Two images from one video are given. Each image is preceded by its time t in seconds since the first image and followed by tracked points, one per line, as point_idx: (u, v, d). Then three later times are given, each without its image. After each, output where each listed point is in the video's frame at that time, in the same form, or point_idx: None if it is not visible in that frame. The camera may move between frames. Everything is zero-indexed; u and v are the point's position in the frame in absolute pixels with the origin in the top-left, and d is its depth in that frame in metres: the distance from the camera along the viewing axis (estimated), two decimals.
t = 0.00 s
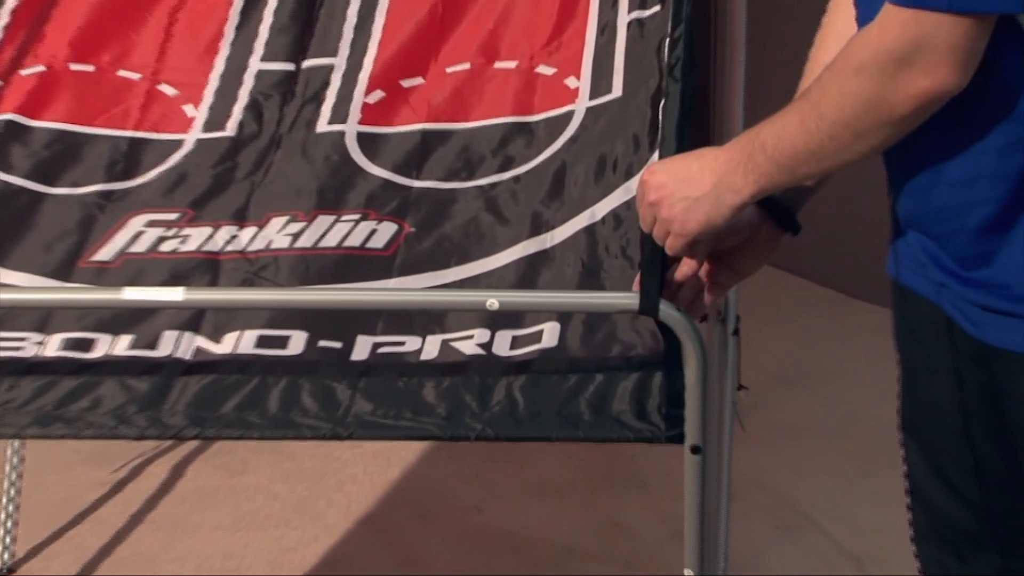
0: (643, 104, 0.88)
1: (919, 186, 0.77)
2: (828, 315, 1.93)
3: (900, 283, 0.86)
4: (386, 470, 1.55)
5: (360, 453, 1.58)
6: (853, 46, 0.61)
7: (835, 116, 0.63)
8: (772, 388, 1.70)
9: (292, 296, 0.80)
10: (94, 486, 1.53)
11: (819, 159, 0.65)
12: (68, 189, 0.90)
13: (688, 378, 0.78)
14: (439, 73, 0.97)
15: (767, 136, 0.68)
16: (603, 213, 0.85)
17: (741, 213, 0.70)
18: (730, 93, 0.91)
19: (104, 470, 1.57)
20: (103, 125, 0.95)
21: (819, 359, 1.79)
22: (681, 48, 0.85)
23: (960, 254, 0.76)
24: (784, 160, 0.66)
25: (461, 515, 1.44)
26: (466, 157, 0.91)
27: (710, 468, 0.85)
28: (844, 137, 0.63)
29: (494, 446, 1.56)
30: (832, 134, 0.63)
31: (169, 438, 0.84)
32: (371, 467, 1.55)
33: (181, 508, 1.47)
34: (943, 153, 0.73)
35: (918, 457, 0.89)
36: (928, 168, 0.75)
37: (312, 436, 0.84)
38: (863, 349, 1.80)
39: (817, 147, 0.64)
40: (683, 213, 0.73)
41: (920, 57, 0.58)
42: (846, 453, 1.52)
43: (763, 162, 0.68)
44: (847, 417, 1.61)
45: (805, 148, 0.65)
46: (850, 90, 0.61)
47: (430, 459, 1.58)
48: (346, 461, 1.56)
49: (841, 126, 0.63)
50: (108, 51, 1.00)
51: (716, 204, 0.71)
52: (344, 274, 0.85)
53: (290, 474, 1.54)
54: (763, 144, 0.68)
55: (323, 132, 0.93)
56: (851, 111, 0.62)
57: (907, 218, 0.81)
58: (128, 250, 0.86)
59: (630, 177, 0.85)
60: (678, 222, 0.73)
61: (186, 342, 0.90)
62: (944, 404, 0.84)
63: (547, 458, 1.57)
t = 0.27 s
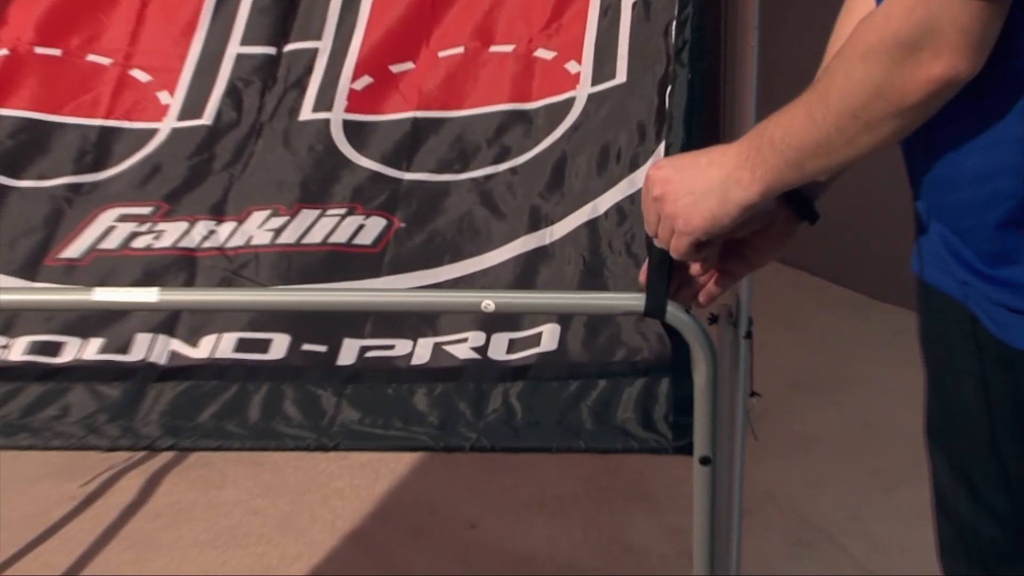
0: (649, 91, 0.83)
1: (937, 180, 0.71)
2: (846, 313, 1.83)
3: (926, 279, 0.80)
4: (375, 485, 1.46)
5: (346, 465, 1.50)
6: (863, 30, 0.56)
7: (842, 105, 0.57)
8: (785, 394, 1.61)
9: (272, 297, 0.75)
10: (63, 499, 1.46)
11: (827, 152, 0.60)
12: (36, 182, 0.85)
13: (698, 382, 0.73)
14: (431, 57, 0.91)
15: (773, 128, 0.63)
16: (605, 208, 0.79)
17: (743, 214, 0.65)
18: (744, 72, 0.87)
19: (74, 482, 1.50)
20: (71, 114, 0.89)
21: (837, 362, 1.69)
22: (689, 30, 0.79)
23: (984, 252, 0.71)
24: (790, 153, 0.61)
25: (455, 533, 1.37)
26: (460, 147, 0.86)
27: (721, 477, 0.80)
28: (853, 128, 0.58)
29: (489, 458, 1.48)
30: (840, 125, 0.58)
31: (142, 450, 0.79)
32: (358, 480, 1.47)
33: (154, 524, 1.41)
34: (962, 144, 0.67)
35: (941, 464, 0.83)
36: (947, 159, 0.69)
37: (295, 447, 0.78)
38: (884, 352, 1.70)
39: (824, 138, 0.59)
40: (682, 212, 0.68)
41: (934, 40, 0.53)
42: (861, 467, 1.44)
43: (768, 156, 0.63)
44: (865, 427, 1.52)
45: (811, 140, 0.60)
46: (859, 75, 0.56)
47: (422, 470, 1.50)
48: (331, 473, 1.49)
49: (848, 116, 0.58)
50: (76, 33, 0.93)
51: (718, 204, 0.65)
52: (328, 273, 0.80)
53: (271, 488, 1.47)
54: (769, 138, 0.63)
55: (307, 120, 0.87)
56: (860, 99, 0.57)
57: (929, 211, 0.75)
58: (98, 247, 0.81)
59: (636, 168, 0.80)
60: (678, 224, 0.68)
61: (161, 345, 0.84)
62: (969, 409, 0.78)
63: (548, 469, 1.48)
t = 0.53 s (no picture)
0: (654, 78, 0.78)
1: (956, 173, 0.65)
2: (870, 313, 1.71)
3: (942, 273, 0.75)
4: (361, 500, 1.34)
5: (331, 475, 1.39)
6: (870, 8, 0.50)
7: (845, 89, 0.52)
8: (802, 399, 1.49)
9: (251, 296, 0.70)
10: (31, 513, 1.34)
11: (829, 140, 0.54)
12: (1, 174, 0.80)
13: (706, 390, 0.68)
14: (423, 41, 0.86)
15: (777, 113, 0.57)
16: (608, 203, 0.75)
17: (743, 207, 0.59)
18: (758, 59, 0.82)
19: (41, 494, 1.37)
20: (38, 101, 0.83)
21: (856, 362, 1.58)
22: (697, 12, 0.75)
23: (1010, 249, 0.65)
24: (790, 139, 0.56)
25: (447, 547, 1.26)
26: (453, 138, 0.81)
27: (728, 485, 0.75)
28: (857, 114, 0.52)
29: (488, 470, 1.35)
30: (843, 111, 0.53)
31: (112, 459, 0.73)
32: (343, 491, 1.36)
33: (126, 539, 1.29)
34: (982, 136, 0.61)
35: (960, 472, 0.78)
36: (966, 153, 0.63)
37: (276, 456, 0.72)
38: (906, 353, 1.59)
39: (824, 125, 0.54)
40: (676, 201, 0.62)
41: (941, 21, 0.47)
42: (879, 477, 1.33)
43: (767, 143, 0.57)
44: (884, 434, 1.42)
45: (812, 126, 0.54)
46: (862, 57, 0.50)
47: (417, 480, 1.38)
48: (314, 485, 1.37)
49: (851, 101, 0.52)
50: (43, 15, 0.88)
51: (712, 196, 0.60)
52: (312, 272, 0.74)
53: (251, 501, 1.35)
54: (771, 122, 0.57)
55: (290, 109, 0.82)
56: (863, 83, 0.51)
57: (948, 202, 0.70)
58: (66, 243, 0.76)
59: (640, 161, 0.75)
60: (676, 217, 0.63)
61: (134, 348, 0.79)
62: (993, 416, 0.73)
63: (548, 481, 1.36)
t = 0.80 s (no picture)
0: (657, 64, 0.74)
1: (981, 166, 0.60)
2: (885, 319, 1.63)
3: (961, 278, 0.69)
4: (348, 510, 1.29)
5: (317, 484, 1.34)
6: None
7: (882, 88, 0.48)
8: (812, 407, 1.42)
9: (230, 296, 0.66)
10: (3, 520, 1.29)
11: (870, 148, 0.51)
12: None
13: (712, 394, 0.64)
14: (413, 26, 0.82)
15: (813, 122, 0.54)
16: (608, 195, 0.71)
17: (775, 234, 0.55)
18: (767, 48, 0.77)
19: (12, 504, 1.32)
20: (7, 91, 0.79)
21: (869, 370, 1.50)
22: None
23: None
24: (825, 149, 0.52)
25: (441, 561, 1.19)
26: (445, 128, 0.76)
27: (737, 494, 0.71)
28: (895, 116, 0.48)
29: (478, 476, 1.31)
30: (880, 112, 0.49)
31: (88, 467, 0.70)
32: (331, 501, 1.30)
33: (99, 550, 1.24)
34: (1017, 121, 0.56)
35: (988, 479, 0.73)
36: (996, 141, 0.58)
37: (260, 464, 0.70)
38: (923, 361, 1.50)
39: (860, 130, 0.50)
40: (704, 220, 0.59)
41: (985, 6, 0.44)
42: (896, 486, 1.26)
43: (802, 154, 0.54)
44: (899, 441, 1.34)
45: (848, 132, 0.51)
46: (898, 50, 0.47)
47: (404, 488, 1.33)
48: (299, 494, 1.32)
49: (887, 102, 0.48)
50: None
51: (744, 212, 0.57)
52: (295, 270, 0.71)
53: (236, 512, 1.29)
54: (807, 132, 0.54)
55: (273, 97, 0.78)
56: (901, 79, 0.47)
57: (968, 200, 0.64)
58: (34, 240, 0.72)
59: (643, 151, 0.71)
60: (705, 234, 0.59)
61: (109, 350, 0.75)
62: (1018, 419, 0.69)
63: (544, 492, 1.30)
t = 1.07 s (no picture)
0: (660, 49, 0.70)
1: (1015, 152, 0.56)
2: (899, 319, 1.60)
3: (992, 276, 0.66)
4: (336, 519, 1.25)
5: (304, 492, 1.29)
6: None
7: (901, 82, 0.47)
8: (822, 410, 1.38)
9: (209, 296, 0.62)
10: None
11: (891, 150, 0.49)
12: None
13: (716, 399, 0.61)
14: (402, 9, 0.78)
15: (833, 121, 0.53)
16: (608, 187, 0.67)
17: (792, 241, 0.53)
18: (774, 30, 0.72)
19: None
20: None
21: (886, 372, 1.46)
22: None
23: None
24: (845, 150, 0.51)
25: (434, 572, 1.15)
26: (436, 117, 0.73)
27: (745, 504, 0.67)
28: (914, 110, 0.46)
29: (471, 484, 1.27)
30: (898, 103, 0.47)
31: (61, 476, 0.66)
32: (317, 509, 1.26)
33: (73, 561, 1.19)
34: None
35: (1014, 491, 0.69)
36: None
37: (242, 472, 0.66)
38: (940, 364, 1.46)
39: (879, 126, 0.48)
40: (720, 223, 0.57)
41: None
42: (912, 492, 1.21)
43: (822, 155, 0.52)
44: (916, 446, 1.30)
45: (867, 131, 0.49)
46: (917, 40, 0.45)
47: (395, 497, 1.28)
48: (286, 502, 1.28)
49: (906, 98, 0.46)
50: None
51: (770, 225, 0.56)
52: (280, 267, 0.67)
53: (219, 521, 1.25)
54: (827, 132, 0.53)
55: (255, 85, 0.74)
56: (920, 71, 0.45)
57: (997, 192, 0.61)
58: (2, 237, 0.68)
59: (645, 141, 0.68)
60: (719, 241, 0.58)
61: (84, 352, 0.71)
62: None
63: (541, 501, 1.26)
